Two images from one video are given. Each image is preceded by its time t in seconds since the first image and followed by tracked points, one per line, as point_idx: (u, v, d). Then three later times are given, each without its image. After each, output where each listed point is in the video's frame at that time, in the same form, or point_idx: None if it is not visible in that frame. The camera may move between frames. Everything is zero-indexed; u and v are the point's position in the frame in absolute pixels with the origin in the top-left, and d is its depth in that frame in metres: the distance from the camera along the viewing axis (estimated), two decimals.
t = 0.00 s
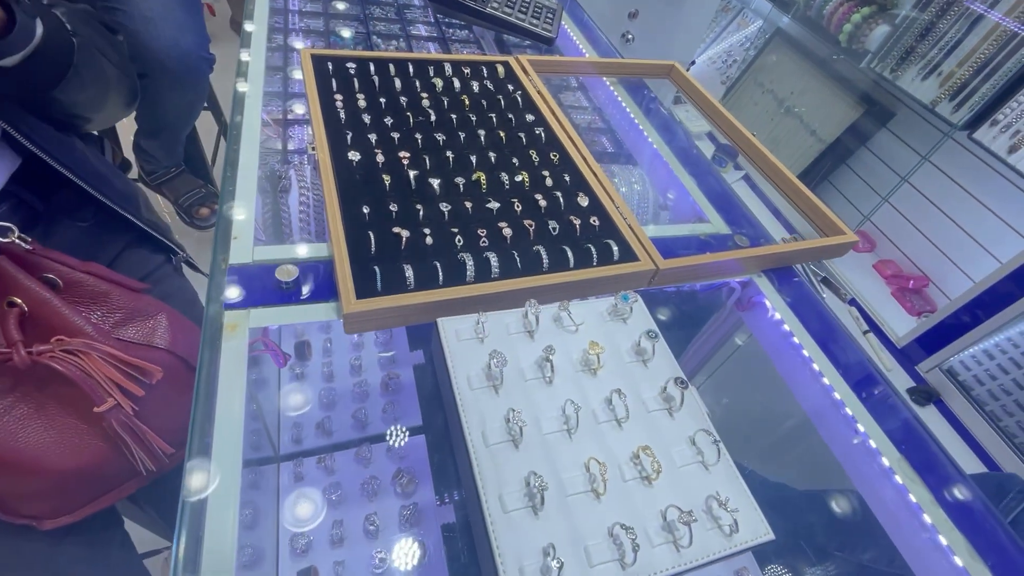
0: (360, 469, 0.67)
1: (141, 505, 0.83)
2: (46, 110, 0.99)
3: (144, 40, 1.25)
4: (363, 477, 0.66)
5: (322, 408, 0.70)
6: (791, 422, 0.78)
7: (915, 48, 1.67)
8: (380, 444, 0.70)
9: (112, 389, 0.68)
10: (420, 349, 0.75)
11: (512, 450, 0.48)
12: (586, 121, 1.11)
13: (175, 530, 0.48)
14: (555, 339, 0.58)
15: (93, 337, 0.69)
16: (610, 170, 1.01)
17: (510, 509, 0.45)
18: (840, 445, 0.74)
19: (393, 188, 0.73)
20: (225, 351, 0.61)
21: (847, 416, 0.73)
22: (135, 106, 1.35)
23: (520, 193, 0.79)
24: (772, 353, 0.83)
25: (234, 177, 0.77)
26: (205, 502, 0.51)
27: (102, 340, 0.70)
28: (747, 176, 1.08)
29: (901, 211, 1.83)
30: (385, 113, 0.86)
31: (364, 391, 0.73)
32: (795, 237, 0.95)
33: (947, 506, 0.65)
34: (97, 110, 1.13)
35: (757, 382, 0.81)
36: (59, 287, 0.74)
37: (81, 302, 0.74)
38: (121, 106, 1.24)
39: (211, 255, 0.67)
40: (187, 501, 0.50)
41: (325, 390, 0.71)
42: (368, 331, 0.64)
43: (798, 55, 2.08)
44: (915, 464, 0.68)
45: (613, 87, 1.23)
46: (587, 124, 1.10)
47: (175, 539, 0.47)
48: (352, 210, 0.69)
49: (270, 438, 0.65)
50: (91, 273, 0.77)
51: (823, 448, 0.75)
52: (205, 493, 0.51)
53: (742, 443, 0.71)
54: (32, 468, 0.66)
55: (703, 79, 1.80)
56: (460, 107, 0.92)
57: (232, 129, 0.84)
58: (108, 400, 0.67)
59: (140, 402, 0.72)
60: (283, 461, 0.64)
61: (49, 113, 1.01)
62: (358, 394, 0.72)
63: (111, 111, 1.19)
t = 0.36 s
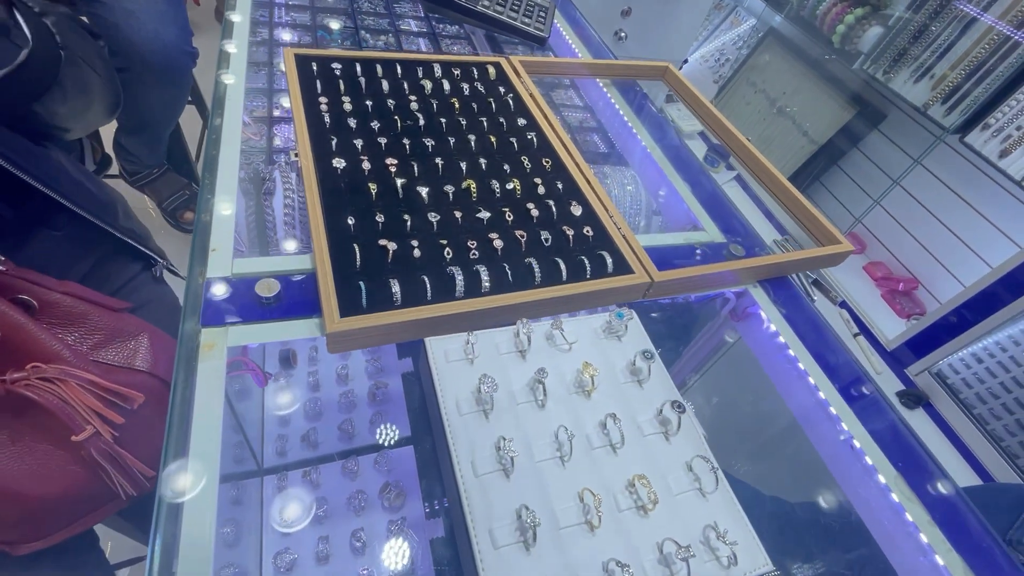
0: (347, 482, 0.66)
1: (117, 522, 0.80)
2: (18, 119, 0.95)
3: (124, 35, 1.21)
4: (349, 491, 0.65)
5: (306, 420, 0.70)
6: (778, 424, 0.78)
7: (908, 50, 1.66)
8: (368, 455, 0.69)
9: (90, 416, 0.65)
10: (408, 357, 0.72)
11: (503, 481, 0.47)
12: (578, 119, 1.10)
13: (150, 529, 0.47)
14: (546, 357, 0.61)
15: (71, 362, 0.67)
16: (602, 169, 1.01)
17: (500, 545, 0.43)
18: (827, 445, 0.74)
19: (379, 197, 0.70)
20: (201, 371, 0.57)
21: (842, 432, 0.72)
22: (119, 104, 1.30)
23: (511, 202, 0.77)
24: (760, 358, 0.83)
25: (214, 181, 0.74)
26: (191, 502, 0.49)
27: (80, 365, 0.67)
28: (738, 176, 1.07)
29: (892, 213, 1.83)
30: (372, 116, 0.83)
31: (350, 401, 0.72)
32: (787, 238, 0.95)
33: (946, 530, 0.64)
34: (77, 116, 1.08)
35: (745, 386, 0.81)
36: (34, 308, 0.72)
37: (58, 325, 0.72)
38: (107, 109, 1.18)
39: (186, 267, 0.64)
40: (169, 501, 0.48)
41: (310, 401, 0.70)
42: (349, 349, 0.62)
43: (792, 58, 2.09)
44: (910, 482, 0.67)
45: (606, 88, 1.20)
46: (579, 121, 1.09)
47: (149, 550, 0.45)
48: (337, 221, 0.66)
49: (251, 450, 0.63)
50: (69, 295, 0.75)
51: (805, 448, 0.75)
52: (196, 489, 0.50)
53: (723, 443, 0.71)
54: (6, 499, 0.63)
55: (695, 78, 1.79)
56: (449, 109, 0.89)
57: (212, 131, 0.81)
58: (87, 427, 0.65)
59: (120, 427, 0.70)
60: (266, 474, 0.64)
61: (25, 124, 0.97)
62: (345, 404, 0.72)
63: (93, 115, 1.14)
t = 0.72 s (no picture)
0: (339, 500, 0.64)
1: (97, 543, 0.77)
2: None
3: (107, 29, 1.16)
4: (342, 510, 0.63)
5: (297, 434, 0.66)
6: (776, 429, 0.76)
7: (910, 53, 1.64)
8: (361, 471, 0.66)
9: (66, 446, 0.68)
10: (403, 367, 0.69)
11: (506, 523, 0.47)
12: (575, 118, 1.07)
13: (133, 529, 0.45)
14: (552, 387, 0.57)
15: (46, 392, 0.69)
16: (601, 172, 0.98)
17: None
18: (824, 451, 0.73)
19: (373, 210, 0.67)
20: (183, 400, 0.54)
21: (852, 455, 0.70)
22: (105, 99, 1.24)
23: (511, 213, 0.74)
24: (766, 376, 0.80)
25: (198, 191, 0.70)
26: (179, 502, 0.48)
27: (54, 393, 0.70)
28: (738, 179, 1.04)
29: (891, 217, 1.81)
30: (366, 122, 0.79)
31: (342, 414, 0.68)
32: (785, 241, 0.94)
33: (959, 558, 0.62)
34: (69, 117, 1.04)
35: (741, 386, 0.80)
36: (6, 331, 0.73)
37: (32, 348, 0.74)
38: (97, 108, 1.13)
39: (167, 284, 0.60)
40: (158, 503, 0.47)
41: (301, 415, 0.66)
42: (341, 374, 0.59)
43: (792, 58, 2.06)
44: (923, 509, 0.65)
45: (607, 92, 1.16)
46: (576, 121, 1.06)
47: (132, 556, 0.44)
48: (328, 236, 0.63)
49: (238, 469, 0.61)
50: (43, 316, 0.77)
51: (805, 455, 0.73)
52: (185, 491, 0.49)
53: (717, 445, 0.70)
54: None
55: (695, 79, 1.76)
56: (446, 115, 0.86)
57: (198, 137, 0.77)
58: (61, 458, 0.68)
59: (97, 454, 0.73)
60: (255, 493, 0.62)
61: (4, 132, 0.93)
62: (337, 418, 0.68)
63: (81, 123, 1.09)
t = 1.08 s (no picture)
0: (330, 510, 0.59)
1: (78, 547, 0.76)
2: None
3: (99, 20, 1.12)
4: (331, 522, 0.58)
5: (287, 442, 0.61)
6: (774, 430, 0.74)
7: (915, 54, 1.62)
8: (352, 480, 0.62)
9: (43, 451, 0.68)
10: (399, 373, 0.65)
11: (501, 553, 0.45)
12: (575, 116, 1.04)
13: (110, 527, 0.44)
14: (550, 404, 0.56)
15: (22, 395, 0.68)
16: (600, 172, 0.95)
17: None
18: (820, 452, 0.71)
19: (365, 214, 0.64)
20: (162, 416, 0.51)
21: (859, 471, 0.68)
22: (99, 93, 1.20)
23: (509, 218, 0.71)
24: (769, 385, 0.77)
25: (183, 192, 0.67)
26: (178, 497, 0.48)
27: (31, 397, 0.69)
28: (738, 180, 1.02)
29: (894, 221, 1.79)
30: (359, 122, 0.77)
31: (335, 421, 0.64)
32: (786, 243, 0.92)
33: None
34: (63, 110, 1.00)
35: (742, 391, 0.78)
36: None
37: (11, 349, 0.72)
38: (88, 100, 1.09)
39: (148, 291, 0.57)
40: (156, 503, 0.47)
41: (292, 422, 0.61)
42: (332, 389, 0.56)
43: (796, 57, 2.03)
44: (932, 530, 0.63)
45: (608, 91, 1.13)
46: (576, 119, 1.03)
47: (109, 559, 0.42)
48: (318, 242, 0.60)
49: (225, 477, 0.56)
50: (21, 317, 0.76)
51: (801, 456, 0.72)
52: (179, 488, 0.48)
53: (711, 446, 0.69)
54: None
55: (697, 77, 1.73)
56: (443, 114, 0.83)
57: (184, 136, 0.74)
58: (38, 463, 0.67)
59: (77, 459, 0.72)
60: (244, 502, 0.57)
61: None
62: (330, 425, 0.63)
63: (73, 121, 1.06)
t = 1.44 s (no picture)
0: (327, 523, 0.55)
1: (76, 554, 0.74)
2: None
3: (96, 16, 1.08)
4: (328, 536, 0.55)
5: (285, 451, 0.58)
6: (775, 437, 0.72)
7: (925, 60, 1.60)
8: (350, 492, 0.58)
9: (36, 458, 0.65)
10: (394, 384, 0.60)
11: None
12: (579, 118, 1.02)
13: (102, 531, 0.42)
14: (556, 428, 0.56)
15: (15, 401, 0.66)
16: (606, 177, 0.93)
17: None
18: (824, 463, 0.70)
19: (366, 225, 0.63)
20: (153, 437, 0.49)
21: (872, 493, 0.66)
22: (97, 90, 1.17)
23: (514, 229, 0.69)
24: (777, 402, 0.75)
25: (179, 201, 0.65)
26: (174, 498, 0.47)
27: (24, 403, 0.66)
28: (743, 183, 1.00)
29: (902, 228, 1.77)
30: (360, 128, 0.75)
31: (333, 431, 0.60)
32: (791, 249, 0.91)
33: None
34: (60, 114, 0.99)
35: (746, 402, 0.75)
36: None
37: (3, 353, 0.69)
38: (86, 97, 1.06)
39: (142, 304, 0.55)
40: (152, 500, 0.46)
41: (290, 431, 0.58)
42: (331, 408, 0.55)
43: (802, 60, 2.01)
44: (947, 557, 0.61)
45: (614, 96, 1.11)
46: (580, 120, 1.01)
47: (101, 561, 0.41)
48: (317, 255, 0.58)
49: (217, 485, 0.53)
50: (15, 322, 0.72)
51: (803, 464, 0.70)
52: (177, 485, 0.47)
53: (713, 451, 0.67)
54: None
55: (704, 79, 1.71)
56: (447, 120, 0.82)
57: (180, 140, 0.72)
58: (30, 471, 0.65)
59: (73, 467, 0.69)
60: (240, 514, 0.54)
61: None
62: (327, 435, 0.60)
63: (71, 123, 1.04)
